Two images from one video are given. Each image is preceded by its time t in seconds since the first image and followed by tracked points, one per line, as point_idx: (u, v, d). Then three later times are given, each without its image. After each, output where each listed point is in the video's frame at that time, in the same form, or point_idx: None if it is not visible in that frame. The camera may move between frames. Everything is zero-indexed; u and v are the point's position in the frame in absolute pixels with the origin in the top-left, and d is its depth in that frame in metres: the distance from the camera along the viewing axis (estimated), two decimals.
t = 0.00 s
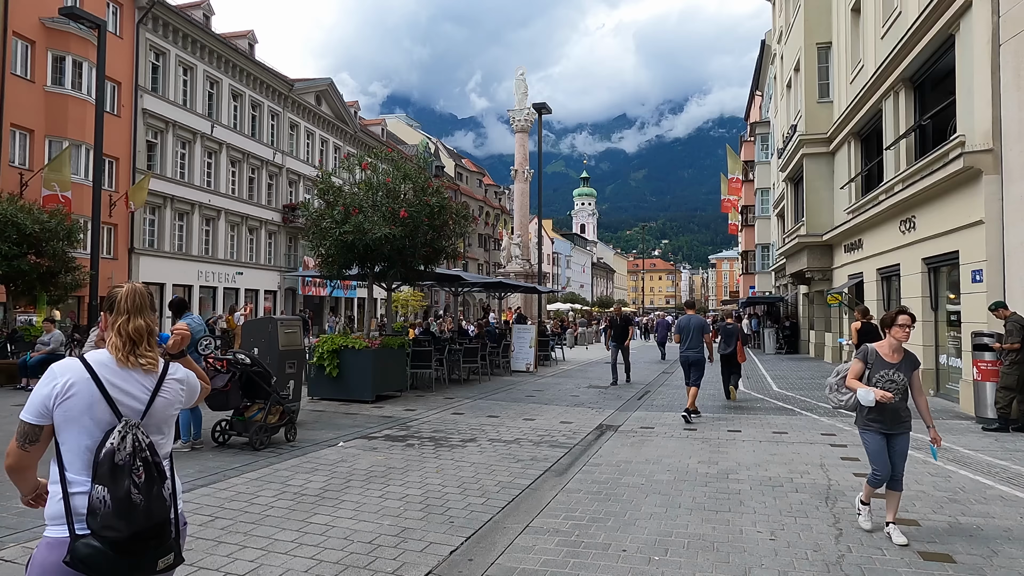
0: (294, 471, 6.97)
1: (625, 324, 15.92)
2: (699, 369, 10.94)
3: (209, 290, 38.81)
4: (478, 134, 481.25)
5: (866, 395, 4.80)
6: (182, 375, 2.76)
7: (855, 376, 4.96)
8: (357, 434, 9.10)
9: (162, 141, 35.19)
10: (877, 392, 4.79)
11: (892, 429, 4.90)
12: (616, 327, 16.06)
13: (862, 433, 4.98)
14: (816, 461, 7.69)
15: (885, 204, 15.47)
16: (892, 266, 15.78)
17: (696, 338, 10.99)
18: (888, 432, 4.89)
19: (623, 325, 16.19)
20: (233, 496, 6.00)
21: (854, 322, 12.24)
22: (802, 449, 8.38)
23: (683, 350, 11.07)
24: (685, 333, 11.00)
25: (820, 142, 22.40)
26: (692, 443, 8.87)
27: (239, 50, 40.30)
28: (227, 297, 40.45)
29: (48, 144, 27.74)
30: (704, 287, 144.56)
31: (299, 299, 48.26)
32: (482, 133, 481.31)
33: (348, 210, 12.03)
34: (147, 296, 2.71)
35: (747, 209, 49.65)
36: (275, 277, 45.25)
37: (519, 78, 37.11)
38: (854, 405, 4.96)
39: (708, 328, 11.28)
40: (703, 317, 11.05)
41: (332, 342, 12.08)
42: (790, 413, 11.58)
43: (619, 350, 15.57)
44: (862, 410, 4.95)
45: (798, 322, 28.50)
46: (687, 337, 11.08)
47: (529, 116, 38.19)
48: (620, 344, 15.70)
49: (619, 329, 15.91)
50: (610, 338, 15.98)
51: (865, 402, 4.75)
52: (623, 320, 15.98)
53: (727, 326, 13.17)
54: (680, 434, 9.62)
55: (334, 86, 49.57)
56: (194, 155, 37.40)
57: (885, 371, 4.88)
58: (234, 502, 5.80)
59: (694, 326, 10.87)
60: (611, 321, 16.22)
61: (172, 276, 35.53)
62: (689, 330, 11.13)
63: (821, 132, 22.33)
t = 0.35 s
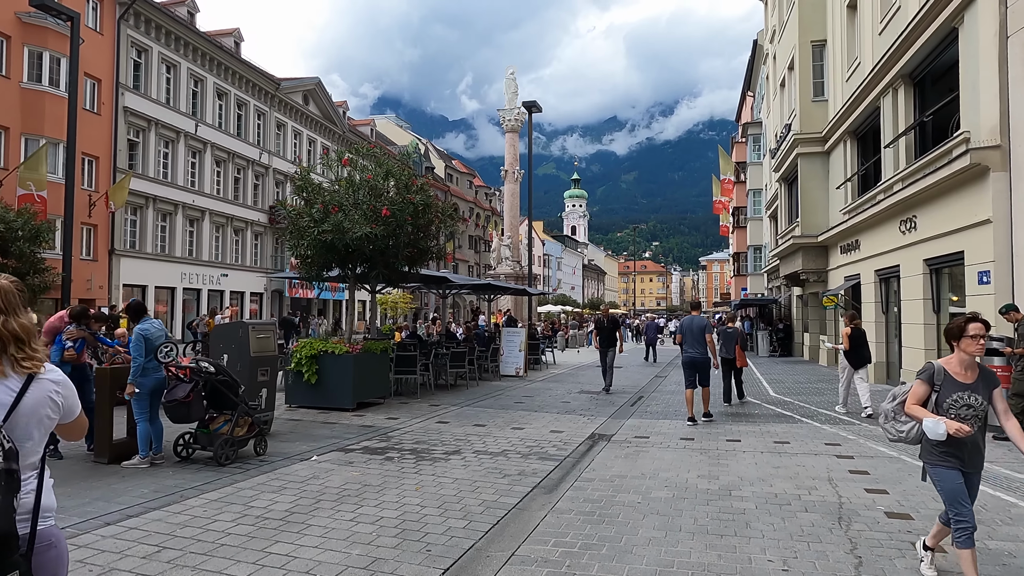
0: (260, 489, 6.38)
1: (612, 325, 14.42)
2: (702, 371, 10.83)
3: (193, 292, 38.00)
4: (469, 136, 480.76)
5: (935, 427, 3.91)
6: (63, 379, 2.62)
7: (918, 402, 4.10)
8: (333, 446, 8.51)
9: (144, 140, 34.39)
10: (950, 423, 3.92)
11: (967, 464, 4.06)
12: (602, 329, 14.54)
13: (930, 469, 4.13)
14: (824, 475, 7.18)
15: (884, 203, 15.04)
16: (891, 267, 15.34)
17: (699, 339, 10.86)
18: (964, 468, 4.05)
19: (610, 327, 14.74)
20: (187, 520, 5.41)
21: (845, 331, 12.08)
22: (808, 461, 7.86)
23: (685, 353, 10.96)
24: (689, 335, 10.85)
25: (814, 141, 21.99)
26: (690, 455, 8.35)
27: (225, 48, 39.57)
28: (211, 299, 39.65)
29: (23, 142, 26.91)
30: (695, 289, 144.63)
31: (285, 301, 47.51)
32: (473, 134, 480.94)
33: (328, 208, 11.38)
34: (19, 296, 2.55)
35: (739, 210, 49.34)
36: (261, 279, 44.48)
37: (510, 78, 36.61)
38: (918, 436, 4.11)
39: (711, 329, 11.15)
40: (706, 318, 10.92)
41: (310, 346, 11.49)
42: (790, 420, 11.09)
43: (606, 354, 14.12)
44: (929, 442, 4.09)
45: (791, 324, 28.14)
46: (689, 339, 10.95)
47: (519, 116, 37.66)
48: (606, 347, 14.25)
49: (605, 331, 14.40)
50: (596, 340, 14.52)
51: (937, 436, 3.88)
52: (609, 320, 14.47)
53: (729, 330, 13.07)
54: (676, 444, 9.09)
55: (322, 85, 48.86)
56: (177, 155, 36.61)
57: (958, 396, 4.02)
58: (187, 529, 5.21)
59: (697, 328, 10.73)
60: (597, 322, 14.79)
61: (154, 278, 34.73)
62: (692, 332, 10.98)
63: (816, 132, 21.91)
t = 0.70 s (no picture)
0: (213, 506, 5.77)
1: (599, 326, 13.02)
2: (706, 370, 10.72)
3: (172, 290, 37.11)
4: (457, 134, 479.33)
5: None
6: None
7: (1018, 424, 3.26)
8: (302, 453, 7.89)
9: (121, 133, 33.49)
10: None
11: None
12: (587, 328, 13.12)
13: None
14: (828, 484, 6.66)
15: (880, 197, 14.59)
16: (887, 263, 14.91)
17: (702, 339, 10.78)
18: None
19: (596, 326, 13.32)
20: (122, 544, 4.79)
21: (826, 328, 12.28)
22: (809, 468, 7.36)
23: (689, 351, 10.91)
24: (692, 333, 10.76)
25: (806, 136, 21.54)
26: (683, 461, 7.81)
27: (205, 40, 38.66)
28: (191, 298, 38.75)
29: None
30: (683, 287, 144.62)
31: (269, 299, 46.65)
32: (462, 132, 479.52)
33: (300, 200, 10.62)
34: None
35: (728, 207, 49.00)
36: (243, 276, 43.59)
37: (497, 72, 36.00)
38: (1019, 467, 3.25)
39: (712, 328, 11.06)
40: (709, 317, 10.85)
41: (283, 345, 10.84)
42: (787, 423, 10.60)
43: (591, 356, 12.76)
44: None
45: (781, 322, 27.77)
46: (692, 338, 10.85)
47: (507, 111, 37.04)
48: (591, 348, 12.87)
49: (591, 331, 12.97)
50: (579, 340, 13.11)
51: None
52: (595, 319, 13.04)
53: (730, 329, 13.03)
54: (669, 449, 8.56)
55: (306, 80, 47.97)
56: (156, 149, 35.68)
57: None
58: (120, 556, 4.60)
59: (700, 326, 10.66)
60: (583, 321, 13.41)
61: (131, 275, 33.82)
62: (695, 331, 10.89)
63: (808, 126, 21.47)
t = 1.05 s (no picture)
0: (166, 521, 5.20)
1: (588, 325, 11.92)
2: (712, 368, 10.75)
3: (158, 288, 36.37)
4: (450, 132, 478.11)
5: None
6: None
7: None
8: (273, 460, 7.32)
9: (104, 127, 32.72)
10: None
11: None
12: (576, 327, 12.02)
13: None
14: (841, 492, 6.15)
15: (882, 189, 14.13)
16: (889, 258, 14.46)
17: (709, 338, 10.74)
18: None
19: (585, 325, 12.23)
20: (53, 568, 4.22)
21: (818, 325, 12.35)
22: (819, 474, 6.85)
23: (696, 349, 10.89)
24: (699, 333, 10.72)
25: (804, 129, 21.06)
26: (684, 467, 7.28)
27: (192, 33, 37.90)
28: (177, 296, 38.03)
29: None
30: (676, 285, 144.55)
31: (257, 298, 45.93)
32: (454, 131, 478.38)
33: (276, 189, 9.96)
34: None
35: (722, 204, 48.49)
36: (231, 274, 42.87)
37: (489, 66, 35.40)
38: None
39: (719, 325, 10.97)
40: (716, 317, 10.75)
41: (259, 343, 10.25)
42: (789, 424, 10.10)
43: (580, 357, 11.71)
44: None
45: (777, 319, 27.37)
46: (699, 336, 10.81)
47: (498, 106, 36.43)
48: (580, 348, 11.81)
49: (580, 330, 11.88)
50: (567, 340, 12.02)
51: None
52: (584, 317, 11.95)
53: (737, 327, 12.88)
54: (667, 454, 8.03)
55: (295, 74, 47.24)
56: (140, 144, 34.91)
57: None
58: None
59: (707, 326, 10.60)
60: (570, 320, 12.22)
61: (115, 273, 33.05)
62: (702, 329, 10.82)
63: (805, 119, 21.00)
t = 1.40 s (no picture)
0: (108, 547, 4.68)
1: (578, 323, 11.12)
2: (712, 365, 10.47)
3: (145, 285, 35.72)
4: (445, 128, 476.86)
5: None
6: None
7: None
8: (239, 472, 6.81)
9: (88, 122, 32.01)
10: None
11: None
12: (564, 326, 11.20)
13: None
14: (851, 508, 5.68)
15: (885, 183, 13.67)
16: (892, 255, 14.00)
17: (715, 333, 10.52)
18: None
19: (573, 323, 11.43)
20: None
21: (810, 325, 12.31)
22: (826, 487, 6.37)
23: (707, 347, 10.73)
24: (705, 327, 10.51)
25: (803, 122, 20.59)
26: (681, 479, 6.79)
27: (179, 26, 37.20)
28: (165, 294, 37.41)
29: None
30: (671, 282, 144.36)
31: (248, 295, 45.33)
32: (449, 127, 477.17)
33: (249, 181, 9.38)
34: None
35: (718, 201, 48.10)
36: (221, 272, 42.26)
37: (481, 60, 34.81)
38: None
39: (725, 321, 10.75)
40: (720, 311, 10.54)
41: (233, 345, 9.71)
42: (790, 429, 9.61)
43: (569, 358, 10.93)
44: None
45: (774, 317, 26.96)
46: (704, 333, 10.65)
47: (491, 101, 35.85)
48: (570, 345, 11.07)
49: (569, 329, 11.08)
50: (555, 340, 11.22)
51: None
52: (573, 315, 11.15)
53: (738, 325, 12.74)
54: (663, 463, 7.54)
55: (285, 68, 46.52)
56: (126, 139, 34.24)
57: None
58: None
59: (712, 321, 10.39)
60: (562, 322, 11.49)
61: (100, 270, 32.42)
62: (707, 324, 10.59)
63: (804, 112, 20.53)
